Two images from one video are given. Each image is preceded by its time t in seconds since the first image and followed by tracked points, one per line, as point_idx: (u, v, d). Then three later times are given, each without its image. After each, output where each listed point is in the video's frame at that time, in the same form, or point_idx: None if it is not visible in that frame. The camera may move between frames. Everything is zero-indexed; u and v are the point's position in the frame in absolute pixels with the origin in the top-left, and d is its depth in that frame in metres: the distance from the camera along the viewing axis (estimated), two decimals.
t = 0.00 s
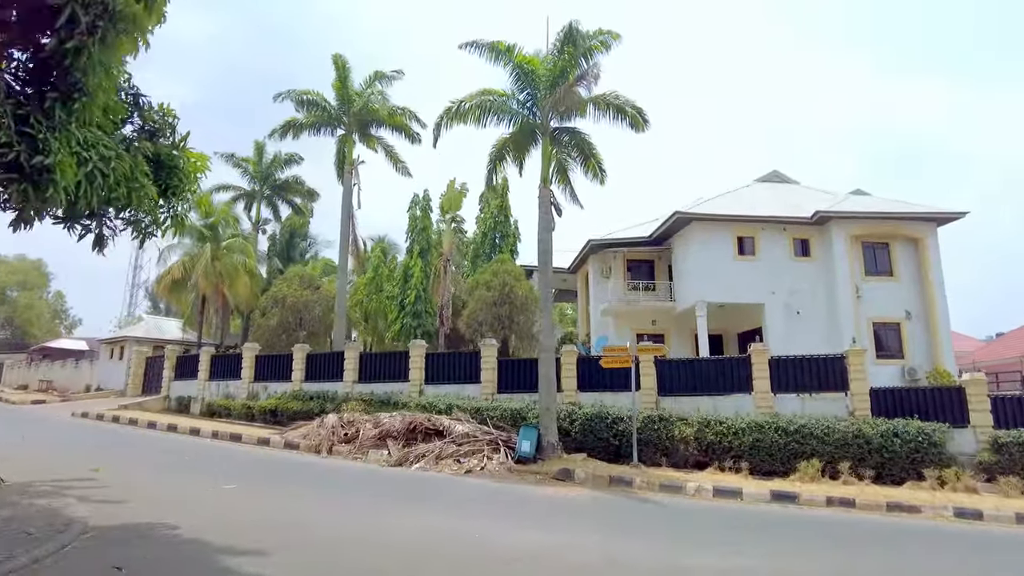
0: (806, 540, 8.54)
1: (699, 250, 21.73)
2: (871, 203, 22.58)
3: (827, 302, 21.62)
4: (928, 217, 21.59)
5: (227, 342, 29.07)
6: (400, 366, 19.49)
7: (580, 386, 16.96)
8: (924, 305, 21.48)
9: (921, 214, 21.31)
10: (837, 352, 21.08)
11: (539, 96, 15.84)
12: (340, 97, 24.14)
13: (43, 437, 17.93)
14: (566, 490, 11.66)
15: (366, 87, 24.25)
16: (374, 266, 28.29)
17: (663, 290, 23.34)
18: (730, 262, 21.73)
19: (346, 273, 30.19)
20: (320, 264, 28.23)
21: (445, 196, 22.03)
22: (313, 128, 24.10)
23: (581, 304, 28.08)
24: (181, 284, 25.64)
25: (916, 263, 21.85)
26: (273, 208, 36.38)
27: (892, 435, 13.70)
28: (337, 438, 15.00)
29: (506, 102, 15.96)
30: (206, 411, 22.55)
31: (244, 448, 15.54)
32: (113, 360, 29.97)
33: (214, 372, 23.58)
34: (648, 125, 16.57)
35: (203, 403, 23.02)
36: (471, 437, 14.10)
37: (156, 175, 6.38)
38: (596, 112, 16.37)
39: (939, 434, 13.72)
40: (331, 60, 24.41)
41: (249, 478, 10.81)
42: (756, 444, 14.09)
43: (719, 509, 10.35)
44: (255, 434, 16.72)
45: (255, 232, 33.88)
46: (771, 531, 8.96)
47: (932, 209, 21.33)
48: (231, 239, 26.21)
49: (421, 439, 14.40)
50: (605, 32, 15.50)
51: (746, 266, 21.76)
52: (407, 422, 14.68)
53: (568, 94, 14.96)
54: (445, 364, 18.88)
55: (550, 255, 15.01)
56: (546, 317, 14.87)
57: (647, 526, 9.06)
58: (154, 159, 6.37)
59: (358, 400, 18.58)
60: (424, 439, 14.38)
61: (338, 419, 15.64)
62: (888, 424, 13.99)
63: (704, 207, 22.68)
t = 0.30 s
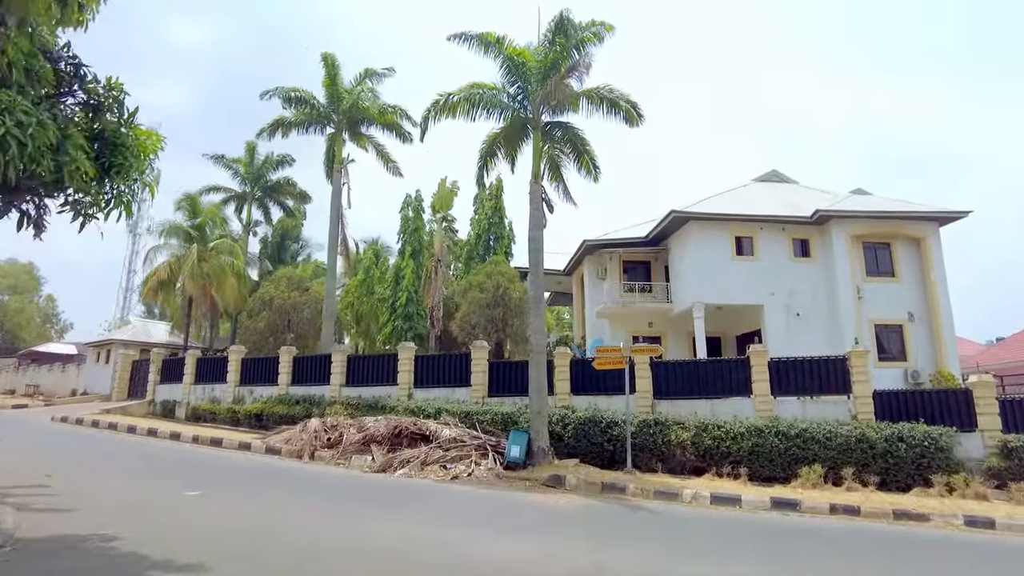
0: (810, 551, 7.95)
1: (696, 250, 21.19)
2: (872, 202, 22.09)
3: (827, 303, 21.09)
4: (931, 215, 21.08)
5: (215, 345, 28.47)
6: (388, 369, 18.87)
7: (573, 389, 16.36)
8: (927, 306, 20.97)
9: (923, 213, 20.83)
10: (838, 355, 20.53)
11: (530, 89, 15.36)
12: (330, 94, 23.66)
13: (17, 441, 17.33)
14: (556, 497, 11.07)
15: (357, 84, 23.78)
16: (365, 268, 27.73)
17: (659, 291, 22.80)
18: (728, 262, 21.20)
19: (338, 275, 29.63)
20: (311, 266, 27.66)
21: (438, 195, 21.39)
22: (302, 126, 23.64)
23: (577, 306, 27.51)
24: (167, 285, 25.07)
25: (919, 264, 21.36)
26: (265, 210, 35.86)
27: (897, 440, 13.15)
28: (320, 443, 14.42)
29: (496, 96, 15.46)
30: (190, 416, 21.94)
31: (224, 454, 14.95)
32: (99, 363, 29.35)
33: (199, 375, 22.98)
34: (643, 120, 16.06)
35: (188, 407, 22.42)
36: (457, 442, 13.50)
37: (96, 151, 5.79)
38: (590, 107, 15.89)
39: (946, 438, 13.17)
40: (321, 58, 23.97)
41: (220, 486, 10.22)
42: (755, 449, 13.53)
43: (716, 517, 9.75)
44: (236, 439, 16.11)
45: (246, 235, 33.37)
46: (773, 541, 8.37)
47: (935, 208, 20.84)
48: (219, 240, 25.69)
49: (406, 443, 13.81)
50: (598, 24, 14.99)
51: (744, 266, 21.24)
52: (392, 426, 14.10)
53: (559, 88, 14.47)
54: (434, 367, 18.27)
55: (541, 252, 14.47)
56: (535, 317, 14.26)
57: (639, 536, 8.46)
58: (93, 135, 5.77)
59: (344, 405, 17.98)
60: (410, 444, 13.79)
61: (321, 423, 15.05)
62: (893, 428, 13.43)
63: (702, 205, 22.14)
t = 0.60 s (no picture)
0: (810, 561, 7.39)
1: (690, 249, 20.70)
2: (870, 200, 21.66)
3: (825, 303, 20.63)
4: (931, 214, 20.63)
5: (201, 347, 27.88)
6: (373, 371, 18.31)
7: (563, 391, 15.82)
8: (927, 307, 20.52)
9: (922, 211, 20.38)
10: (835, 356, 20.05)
11: (518, 81, 14.88)
12: (317, 90, 23.14)
13: None
14: (541, 503, 10.51)
15: (345, 81, 23.26)
16: (355, 268, 27.18)
17: (653, 292, 22.29)
18: (724, 262, 20.73)
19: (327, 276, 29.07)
20: (299, 267, 27.10)
21: (427, 192, 20.75)
22: (288, 123, 23.14)
23: (570, 308, 27.00)
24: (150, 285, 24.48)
25: (918, 264, 20.92)
26: (254, 210, 35.35)
27: (898, 443, 12.66)
28: (298, 446, 13.86)
29: (483, 87, 14.96)
30: (172, 419, 21.36)
31: (199, 458, 14.38)
32: (82, 366, 28.72)
33: (182, 378, 22.41)
34: (634, 114, 15.57)
35: (169, 410, 21.83)
36: (441, 445, 12.96)
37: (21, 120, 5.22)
38: (580, 100, 15.40)
39: (949, 441, 12.67)
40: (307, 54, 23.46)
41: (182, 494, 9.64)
42: (751, 453, 13.01)
43: (710, 525, 9.21)
44: (214, 443, 15.53)
45: (234, 235, 32.81)
46: (769, 550, 7.82)
47: (934, 206, 20.39)
48: (204, 239, 25.14)
49: (388, 448, 13.26)
50: (588, 13, 14.48)
51: (740, 266, 20.76)
52: (374, 429, 13.55)
53: (547, 79, 13.96)
54: (421, 368, 17.69)
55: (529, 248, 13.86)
56: (522, 316, 13.70)
57: (626, 546, 7.90)
58: (17, 104, 5.21)
59: (328, 408, 17.41)
60: (392, 448, 13.24)
61: (300, 426, 14.50)
62: (894, 430, 12.93)
63: (696, 203, 21.65)
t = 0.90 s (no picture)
0: (802, 569, 6.89)
1: (680, 247, 20.26)
2: (862, 198, 21.31)
3: (816, 303, 20.24)
4: (924, 212, 20.28)
5: (180, 348, 27.23)
6: (353, 371, 17.75)
7: (548, 392, 15.26)
8: (919, 307, 20.15)
9: (915, 209, 20.02)
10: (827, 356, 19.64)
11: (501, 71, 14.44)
12: (299, 85, 22.60)
13: None
14: (520, 508, 9.99)
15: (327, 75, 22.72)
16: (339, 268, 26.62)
17: (643, 291, 21.83)
18: (714, 260, 20.30)
19: (310, 275, 28.48)
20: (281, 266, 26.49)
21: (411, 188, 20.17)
22: (270, 119, 22.59)
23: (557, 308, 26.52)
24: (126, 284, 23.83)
25: (910, 263, 20.57)
26: (238, 209, 34.70)
27: (893, 445, 12.22)
28: (271, 449, 13.31)
29: (466, 78, 14.49)
30: (147, 421, 20.72)
31: (168, 461, 13.79)
32: (58, 367, 27.99)
33: (158, 379, 21.78)
34: (622, 106, 15.12)
35: (144, 412, 21.19)
36: (419, 447, 12.44)
37: None
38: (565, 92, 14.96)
39: (944, 443, 12.25)
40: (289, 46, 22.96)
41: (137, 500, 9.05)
42: (741, 455, 12.55)
43: (697, 530, 8.71)
44: (184, 446, 14.93)
45: (217, 234, 32.17)
46: (759, 557, 7.32)
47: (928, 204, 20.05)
48: (183, 237, 24.54)
49: (363, 450, 12.72)
50: (573, 2, 13.98)
51: (730, 265, 20.34)
52: (349, 430, 13.00)
53: (530, 70, 13.52)
54: (402, 369, 17.14)
55: (512, 242, 13.17)
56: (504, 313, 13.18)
57: (606, 554, 7.38)
58: None
59: (305, 410, 16.85)
60: (367, 450, 12.71)
61: (273, 428, 13.94)
62: (889, 431, 12.50)
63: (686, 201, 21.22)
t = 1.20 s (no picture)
0: None
1: (659, 244, 19.86)
2: (843, 197, 21.07)
3: (797, 302, 19.93)
4: (905, 211, 20.07)
5: (147, 347, 26.40)
6: (321, 371, 17.13)
7: (522, 392, 14.65)
8: (901, 306, 19.91)
9: (897, 207, 19.79)
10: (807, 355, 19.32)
11: (475, 59, 13.98)
12: (271, 77, 21.97)
13: None
14: (485, 512, 9.46)
15: (300, 66, 22.09)
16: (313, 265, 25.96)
17: (622, 290, 21.41)
18: (694, 259, 19.93)
19: (284, 273, 27.79)
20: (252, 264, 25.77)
21: (384, 182, 19.56)
22: (240, 111, 21.92)
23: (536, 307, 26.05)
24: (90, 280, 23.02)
25: (891, 262, 20.35)
26: (211, 205, 33.89)
27: (874, 445, 11.86)
28: (229, 451, 12.68)
29: (437, 66, 13.97)
30: (108, 423, 19.95)
31: (121, 463, 13.11)
32: (19, 367, 27.04)
33: (120, 379, 21.00)
34: (599, 98, 14.65)
35: (105, 413, 20.40)
36: (384, 449, 11.89)
37: None
38: (541, 83, 14.58)
39: (926, 444, 11.91)
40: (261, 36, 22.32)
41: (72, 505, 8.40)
42: (719, 457, 12.12)
43: (671, 534, 8.24)
44: (140, 448, 14.24)
45: (189, 231, 31.35)
46: (735, 563, 6.86)
47: (909, 203, 19.83)
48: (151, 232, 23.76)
49: (326, 452, 12.16)
50: None
51: (710, 263, 19.98)
52: (311, 432, 12.44)
53: (503, 56, 13.04)
54: (372, 368, 16.55)
55: (484, 236, 12.65)
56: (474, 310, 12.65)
57: (572, 562, 6.88)
58: None
59: (271, 411, 16.21)
60: (330, 452, 12.14)
61: (233, 429, 13.32)
62: (870, 432, 12.13)
63: (666, 198, 20.84)
